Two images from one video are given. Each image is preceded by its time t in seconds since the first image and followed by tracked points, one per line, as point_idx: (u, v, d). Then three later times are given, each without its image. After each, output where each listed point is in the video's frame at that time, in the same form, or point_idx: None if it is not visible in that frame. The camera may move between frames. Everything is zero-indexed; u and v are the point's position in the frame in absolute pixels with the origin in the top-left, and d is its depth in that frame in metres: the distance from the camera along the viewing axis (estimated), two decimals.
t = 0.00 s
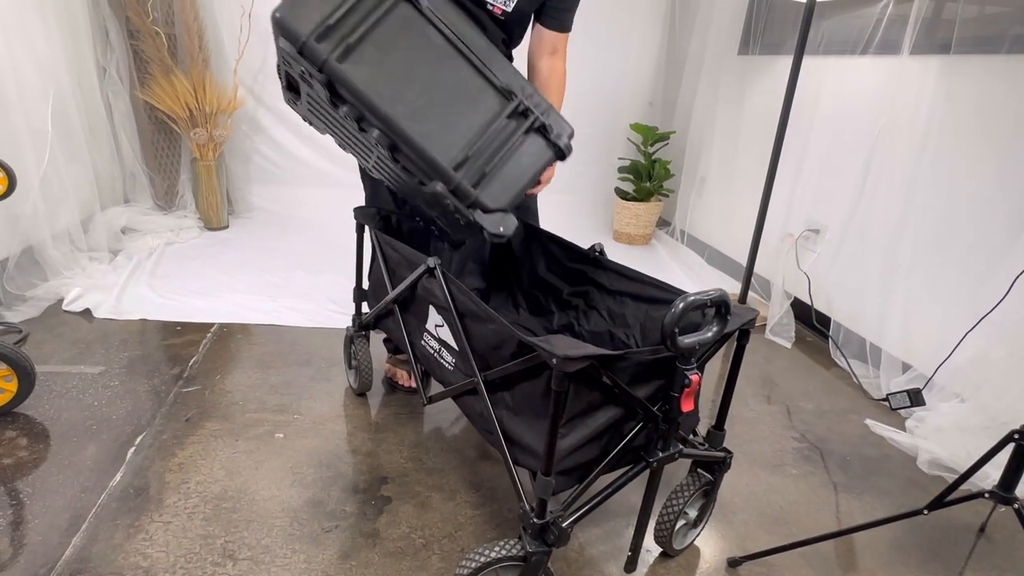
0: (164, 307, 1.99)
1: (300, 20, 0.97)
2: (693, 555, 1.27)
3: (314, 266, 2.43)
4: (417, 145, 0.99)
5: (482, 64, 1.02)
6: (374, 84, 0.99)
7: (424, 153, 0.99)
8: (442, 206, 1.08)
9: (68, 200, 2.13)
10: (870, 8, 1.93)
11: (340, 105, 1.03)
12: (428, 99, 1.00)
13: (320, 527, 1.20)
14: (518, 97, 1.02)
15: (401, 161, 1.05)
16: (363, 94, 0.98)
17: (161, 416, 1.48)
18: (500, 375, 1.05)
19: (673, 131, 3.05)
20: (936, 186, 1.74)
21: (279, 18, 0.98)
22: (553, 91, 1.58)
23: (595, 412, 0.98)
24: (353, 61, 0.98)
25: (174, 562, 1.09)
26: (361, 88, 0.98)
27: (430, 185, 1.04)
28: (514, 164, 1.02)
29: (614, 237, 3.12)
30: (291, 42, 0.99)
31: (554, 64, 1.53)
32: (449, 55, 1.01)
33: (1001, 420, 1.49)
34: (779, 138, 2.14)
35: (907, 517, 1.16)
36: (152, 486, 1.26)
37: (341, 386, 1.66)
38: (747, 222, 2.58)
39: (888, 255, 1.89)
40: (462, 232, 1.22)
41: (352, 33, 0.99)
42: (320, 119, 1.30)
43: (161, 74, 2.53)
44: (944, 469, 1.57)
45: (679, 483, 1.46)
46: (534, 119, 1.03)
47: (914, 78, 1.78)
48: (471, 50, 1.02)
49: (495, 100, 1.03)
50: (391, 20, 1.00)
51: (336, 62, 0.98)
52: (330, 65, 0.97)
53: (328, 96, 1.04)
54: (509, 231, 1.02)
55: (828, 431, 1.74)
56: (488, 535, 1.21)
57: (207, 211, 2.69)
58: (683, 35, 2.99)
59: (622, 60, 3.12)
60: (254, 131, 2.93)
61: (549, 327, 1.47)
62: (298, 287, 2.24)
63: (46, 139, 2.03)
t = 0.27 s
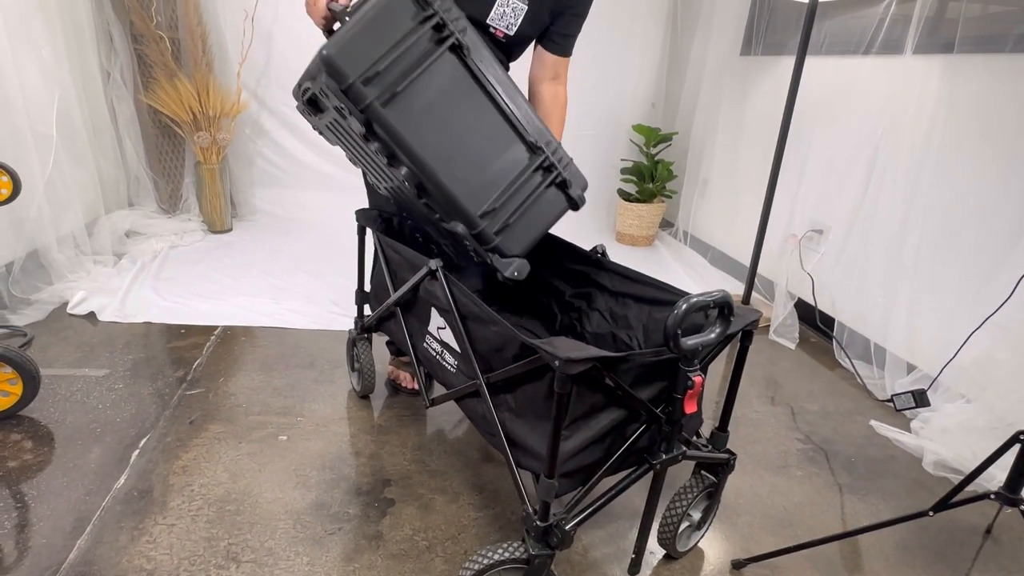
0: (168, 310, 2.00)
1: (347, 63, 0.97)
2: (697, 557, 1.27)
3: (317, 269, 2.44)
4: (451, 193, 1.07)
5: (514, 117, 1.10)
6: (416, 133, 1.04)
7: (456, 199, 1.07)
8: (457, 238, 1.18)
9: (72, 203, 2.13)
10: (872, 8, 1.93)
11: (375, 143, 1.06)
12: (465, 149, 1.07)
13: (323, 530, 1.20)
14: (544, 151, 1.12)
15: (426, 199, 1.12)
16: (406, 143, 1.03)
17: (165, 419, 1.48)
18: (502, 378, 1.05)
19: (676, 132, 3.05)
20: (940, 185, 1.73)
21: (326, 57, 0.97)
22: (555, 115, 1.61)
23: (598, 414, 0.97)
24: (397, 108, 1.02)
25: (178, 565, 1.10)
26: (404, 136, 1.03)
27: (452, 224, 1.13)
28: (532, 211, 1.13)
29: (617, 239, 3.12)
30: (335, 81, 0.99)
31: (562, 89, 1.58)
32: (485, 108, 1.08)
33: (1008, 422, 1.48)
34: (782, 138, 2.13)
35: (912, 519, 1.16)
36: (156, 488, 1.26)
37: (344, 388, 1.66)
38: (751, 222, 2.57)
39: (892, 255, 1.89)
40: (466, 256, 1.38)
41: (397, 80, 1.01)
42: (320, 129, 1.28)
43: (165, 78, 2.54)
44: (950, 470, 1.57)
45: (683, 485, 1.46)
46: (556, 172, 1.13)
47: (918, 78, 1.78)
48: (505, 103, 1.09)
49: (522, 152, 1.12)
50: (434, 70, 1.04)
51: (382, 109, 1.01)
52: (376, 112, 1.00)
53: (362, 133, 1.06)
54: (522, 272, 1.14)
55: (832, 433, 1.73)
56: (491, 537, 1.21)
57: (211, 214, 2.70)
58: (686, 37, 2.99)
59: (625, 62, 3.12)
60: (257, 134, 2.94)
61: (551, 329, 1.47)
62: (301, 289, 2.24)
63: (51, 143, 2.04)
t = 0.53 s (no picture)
0: (171, 313, 2.00)
1: (358, 93, 0.99)
2: (700, 558, 1.27)
3: (319, 271, 2.44)
4: (454, 220, 1.10)
5: (522, 149, 1.11)
6: (422, 162, 1.06)
7: (458, 226, 1.11)
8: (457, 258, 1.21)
9: (75, 207, 2.14)
10: (873, 8, 1.93)
11: (380, 167, 1.08)
12: (469, 180, 1.10)
13: (326, 532, 1.20)
14: (550, 184, 1.14)
15: (428, 220, 1.15)
16: (411, 171, 1.06)
17: (168, 422, 1.48)
18: (504, 380, 1.05)
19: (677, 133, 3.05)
20: (943, 184, 1.73)
21: (336, 85, 0.98)
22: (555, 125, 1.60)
23: (601, 416, 0.97)
24: (405, 137, 1.04)
25: (180, 568, 1.10)
26: (409, 165, 1.05)
27: (452, 246, 1.16)
28: (532, 240, 1.17)
29: (619, 240, 3.12)
30: (344, 108, 1.00)
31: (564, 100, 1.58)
32: (493, 139, 1.10)
33: (1010, 421, 1.51)
34: (784, 138, 2.13)
35: (917, 519, 1.15)
36: (159, 491, 1.26)
37: (346, 390, 1.66)
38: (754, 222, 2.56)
39: (895, 254, 1.88)
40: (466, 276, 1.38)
41: (407, 109, 1.03)
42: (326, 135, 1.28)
43: (166, 81, 2.53)
44: (954, 470, 1.56)
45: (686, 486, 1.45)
46: (557, 203, 1.16)
47: (920, 77, 1.77)
48: (515, 136, 1.10)
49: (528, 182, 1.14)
50: (444, 100, 1.05)
51: (389, 139, 1.03)
52: (383, 142, 1.02)
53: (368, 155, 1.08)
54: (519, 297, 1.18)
55: (835, 433, 1.72)
56: (494, 539, 1.21)
57: (213, 216, 2.71)
58: (687, 37, 2.99)
59: (625, 63, 3.12)
60: (259, 136, 2.94)
61: (552, 331, 1.47)
62: (303, 292, 2.25)
63: (53, 147, 2.05)
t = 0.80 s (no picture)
0: (172, 315, 2.00)
1: (383, 121, 1.00)
2: (701, 558, 1.27)
3: (320, 273, 2.44)
4: (461, 245, 1.15)
5: (534, 181, 1.17)
6: (438, 190, 1.09)
7: (465, 251, 1.16)
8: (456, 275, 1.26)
9: (77, 210, 2.14)
10: (872, 7, 1.93)
11: (393, 188, 1.10)
12: (481, 209, 1.14)
13: (328, 533, 1.20)
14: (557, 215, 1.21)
15: (433, 240, 1.18)
16: (426, 198, 1.09)
17: (169, 424, 1.48)
18: (505, 381, 1.05)
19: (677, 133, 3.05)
20: (943, 182, 1.73)
21: (363, 112, 0.98)
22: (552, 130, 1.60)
23: (602, 417, 0.97)
24: (424, 166, 1.07)
25: (182, 569, 1.10)
26: (425, 192, 1.08)
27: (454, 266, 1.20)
28: (534, 266, 1.23)
29: (619, 240, 3.12)
30: (367, 134, 1.01)
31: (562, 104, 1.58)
32: (507, 171, 1.15)
33: (1014, 419, 1.49)
34: (784, 137, 2.13)
35: (919, 518, 1.15)
36: (160, 493, 1.26)
37: (347, 392, 1.66)
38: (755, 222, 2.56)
39: (895, 252, 1.88)
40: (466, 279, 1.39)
41: (429, 139, 1.05)
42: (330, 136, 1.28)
43: (167, 83, 2.54)
44: (957, 470, 1.55)
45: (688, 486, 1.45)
46: (560, 232, 1.23)
47: (921, 76, 1.77)
48: (529, 170, 1.16)
49: (535, 212, 1.20)
50: (466, 132, 1.09)
51: (409, 167, 1.05)
52: (403, 170, 1.05)
53: (382, 176, 1.10)
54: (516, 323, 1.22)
55: (837, 433, 1.72)
56: (495, 540, 1.21)
57: (214, 219, 2.71)
58: (687, 38, 2.99)
59: (626, 63, 3.12)
60: (259, 139, 2.95)
61: (553, 332, 1.47)
62: (304, 294, 2.25)
63: (55, 150, 2.06)
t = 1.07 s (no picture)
0: (173, 317, 2.00)
1: (413, 152, 0.94)
2: (703, 559, 1.27)
3: (321, 275, 2.45)
4: (490, 272, 1.10)
5: (560, 203, 1.13)
6: (467, 219, 1.04)
7: (493, 277, 1.10)
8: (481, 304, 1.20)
9: (78, 213, 2.15)
10: (872, 6, 1.92)
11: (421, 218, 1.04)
12: (509, 235, 1.09)
13: (329, 535, 1.20)
14: (583, 236, 1.16)
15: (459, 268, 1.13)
16: (456, 226, 1.04)
17: (170, 426, 1.49)
18: (508, 382, 1.05)
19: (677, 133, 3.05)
20: (944, 182, 1.72)
21: (393, 144, 0.93)
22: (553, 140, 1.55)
23: (605, 417, 0.98)
24: (453, 195, 1.01)
25: (184, 572, 1.10)
26: (455, 221, 1.03)
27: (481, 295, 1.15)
28: (560, 289, 1.18)
29: (620, 240, 3.12)
30: (395, 165, 0.95)
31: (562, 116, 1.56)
32: (533, 194, 1.10)
33: (1016, 418, 1.50)
34: (784, 137, 2.13)
35: (920, 517, 1.15)
36: (162, 495, 1.27)
37: (347, 393, 1.67)
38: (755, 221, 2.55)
39: (896, 252, 1.88)
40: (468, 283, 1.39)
41: (458, 167, 1.00)
42: (341, 164, 1.23)
43: (167, 86, 2.55)
44: (959, 468, 1.55)
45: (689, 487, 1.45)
46: (584, 252, 1.19)
47: (921, 75, 1.77)
48: (554, 192, 1.11)
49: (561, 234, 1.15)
50: (493, 158, 1.04)
51: (439, 197, 0.99)
52: (433, 201, 0.99)
53: (409, 206, 1.04)
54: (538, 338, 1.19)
55: (839, 432, 1.72)
56: (496, 541, 1.20)
57: (215, 221, 2.71)
58: (686, 37, 2.99)
59: (625, 64, 3.13)
60: (259, 141, 2.95)
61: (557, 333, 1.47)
62: (305, 295, 2.25)
63: (56, 153, 2.06)
